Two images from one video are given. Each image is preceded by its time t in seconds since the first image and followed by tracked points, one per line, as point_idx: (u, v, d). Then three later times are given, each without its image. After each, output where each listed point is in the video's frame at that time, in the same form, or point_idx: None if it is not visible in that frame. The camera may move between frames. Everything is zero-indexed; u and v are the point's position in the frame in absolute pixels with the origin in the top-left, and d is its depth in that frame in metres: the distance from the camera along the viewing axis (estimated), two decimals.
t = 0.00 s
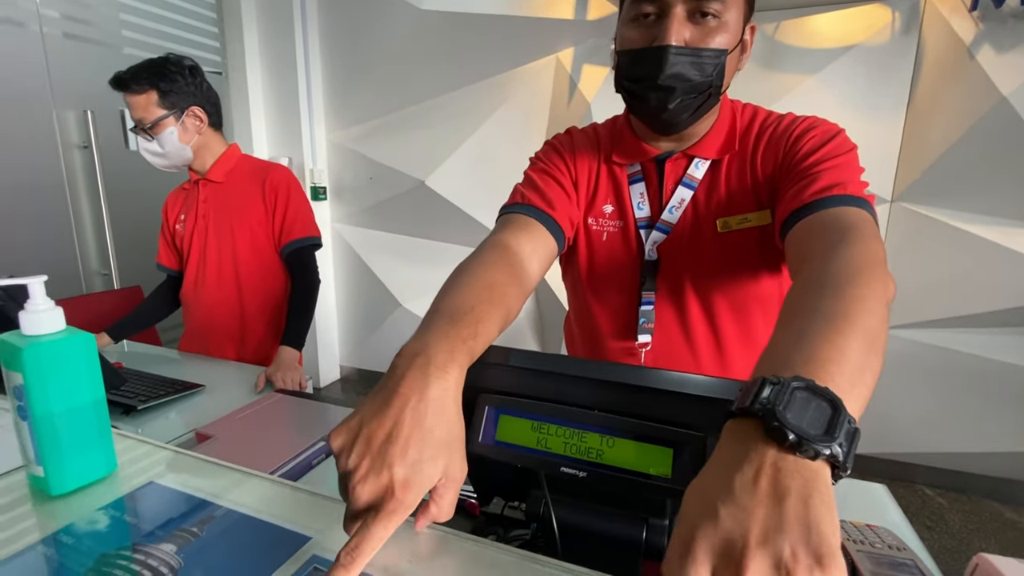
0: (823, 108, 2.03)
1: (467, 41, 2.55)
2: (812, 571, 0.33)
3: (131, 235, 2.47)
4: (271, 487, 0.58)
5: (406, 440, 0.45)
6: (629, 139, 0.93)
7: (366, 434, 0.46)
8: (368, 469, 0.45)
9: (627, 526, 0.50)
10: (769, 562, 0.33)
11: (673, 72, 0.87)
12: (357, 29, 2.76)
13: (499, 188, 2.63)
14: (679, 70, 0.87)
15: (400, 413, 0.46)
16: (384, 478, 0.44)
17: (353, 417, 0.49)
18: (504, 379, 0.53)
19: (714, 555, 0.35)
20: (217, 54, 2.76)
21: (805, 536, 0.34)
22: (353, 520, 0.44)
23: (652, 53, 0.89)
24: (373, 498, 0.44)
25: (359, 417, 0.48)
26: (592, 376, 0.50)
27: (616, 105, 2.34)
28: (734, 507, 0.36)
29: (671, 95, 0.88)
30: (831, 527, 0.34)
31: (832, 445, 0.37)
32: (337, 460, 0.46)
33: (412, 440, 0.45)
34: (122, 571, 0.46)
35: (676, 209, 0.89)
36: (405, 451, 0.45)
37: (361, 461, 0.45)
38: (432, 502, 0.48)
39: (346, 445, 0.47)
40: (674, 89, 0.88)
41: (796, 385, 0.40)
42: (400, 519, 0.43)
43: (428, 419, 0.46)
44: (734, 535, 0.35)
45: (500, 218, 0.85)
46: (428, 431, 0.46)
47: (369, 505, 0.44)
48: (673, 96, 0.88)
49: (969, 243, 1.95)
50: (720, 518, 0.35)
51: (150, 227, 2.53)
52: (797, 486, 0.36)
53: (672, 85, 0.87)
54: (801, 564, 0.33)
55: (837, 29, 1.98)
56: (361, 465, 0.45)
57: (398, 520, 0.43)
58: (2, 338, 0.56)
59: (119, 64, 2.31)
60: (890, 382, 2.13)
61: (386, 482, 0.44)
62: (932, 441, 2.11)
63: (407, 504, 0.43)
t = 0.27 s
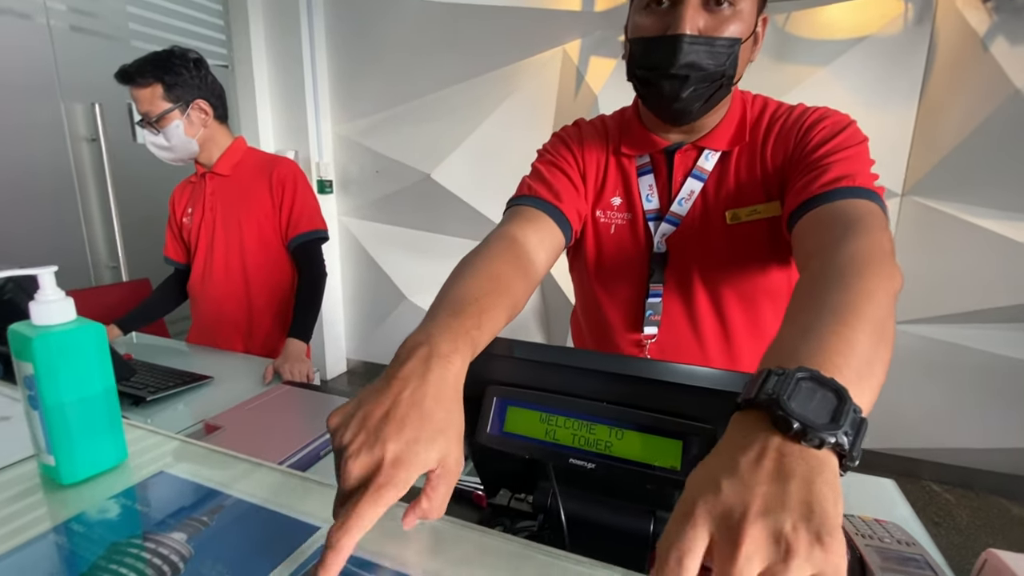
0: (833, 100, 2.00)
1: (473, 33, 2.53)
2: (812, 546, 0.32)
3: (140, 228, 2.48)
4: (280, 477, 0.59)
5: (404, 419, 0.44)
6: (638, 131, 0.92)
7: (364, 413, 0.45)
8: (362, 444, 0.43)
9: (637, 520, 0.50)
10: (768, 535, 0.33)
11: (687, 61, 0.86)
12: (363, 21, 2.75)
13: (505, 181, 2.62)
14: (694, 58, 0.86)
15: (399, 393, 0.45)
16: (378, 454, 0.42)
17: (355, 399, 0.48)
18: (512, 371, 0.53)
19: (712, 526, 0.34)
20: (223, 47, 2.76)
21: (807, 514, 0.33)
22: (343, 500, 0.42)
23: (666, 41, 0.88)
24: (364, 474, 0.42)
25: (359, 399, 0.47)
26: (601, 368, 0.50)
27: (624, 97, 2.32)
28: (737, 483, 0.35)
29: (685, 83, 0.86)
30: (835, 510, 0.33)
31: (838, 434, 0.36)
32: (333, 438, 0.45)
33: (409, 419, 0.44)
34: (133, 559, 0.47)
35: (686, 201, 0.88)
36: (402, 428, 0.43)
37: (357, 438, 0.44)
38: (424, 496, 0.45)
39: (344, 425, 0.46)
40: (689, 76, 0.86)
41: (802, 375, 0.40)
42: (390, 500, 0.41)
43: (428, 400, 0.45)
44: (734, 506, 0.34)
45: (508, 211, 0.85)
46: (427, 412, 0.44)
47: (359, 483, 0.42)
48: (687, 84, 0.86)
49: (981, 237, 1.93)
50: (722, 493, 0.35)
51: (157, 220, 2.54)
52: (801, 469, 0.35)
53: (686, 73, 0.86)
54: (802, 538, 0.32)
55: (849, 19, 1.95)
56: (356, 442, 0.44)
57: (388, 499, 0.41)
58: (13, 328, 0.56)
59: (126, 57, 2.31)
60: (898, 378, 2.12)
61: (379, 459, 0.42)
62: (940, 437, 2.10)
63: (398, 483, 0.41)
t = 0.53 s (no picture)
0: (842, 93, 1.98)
1: (478, 26, 2.52)
2: (831, 551, 0.31)
3: (146, 222, 2.49)
4: (287, 468, 0.59)
5: (411, 404, 0.44)
6: (645, 124, 0.91)
7: (369, 399, 0.45)
8: (367, 428, 0.43)
9: (642, 513, 0.50)
10: (787, 540, 0.32)
11: (693, 58, 0.85)
12: (368, 14, 2.74)
13: (510, 175, 2.61)
14: (700, 55, 0.85)
15: (405, 379, 0.45)
16: (383, 438, 0.42)
17: (358, 388, 0.47)
18: (517, 363, 0.53)
19: (728, 536, 0.34)
20: (229, 40, 2.76)
21: (824, 514, 0.33)
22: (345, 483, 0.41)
23: (672, 38, 0.87)
24: (369, 457, 0.41)
25: (364, 387, 0.47)
26: (607, 360, 0.49)
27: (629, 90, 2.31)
28: (752, 488, 0.35)
29: (691, 81, 0.86)
30: (852, 506, 0.32)
31: (851, 428, 0.36)
32: (337, 424, 0.45)
33: (415, 405, 0.44)
34: (141, 549, 0.47)
35: (693, 193, 0.87)
36: (408, 413, 0.43)
37: (362, 422, 0.44)
38: (422, 487, 0.44)
39: (348, 411, 0.45)
40: (694, 74, 0.85)
41: (812, 370, 0.40)
42: (394, 485, 0.40)
43: (433, 388, 0.45)
44: (750, 512, 0.34)
45: (513, 204, 0.85)
46: (432, 399, 0.44)
47: (363, 467, 0.41)
48: (692, 82, 0.86)
49: (991, 232, 1.91)
50: (736, 498, 0.35)
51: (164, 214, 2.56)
52: (816, 467, 0.35)
53: (692, 70, 0.85)
54: (820, 543, 0.31)
55: (859, 11, 1.92)
56: (360, 426, 0.43)
57: (392, 484, 0.40)
58: (22, 319, 0.56)
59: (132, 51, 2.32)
60: (905, 373, 2.11)
61: (384, 442, 0.42)
62: (946, 433, 2.09)
63: (403, 466, 0.41)
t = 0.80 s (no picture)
0: (847, 89, 1.97)
1: (482, 22, 2.52)
2: (835, 562, 0.31)
3: (150, 219, 2.50)
4: (289, 465, 0.60)
5: (410, 396, 0.44)
6: (646, 121, 0.91)
7: (369, 390, 0.46)
8: (366, 417, 0.43)
9: (642, 511, 0.50)
10: (792, 554, 0.32)
11: (693, 56, 0.85)
12: (371, 11, 2.74)
13: (513, 172, 2.61)
14: (701, 53, 0.85)
15: (404, 370, 0.46)
16: (380, 425, 0.42)
17: (360, 381, 0.48)
18: (518, 362, 0.53)
19: (733, 548, 0.34)
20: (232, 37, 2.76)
21: (827, 526, 0.33)
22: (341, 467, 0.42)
23: (673, 36, 0.87)
24: (365, 443, 0.42)
25: (366, 379, 0.48)
26: (608, 359, 0.49)
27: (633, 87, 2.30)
28: (755, 501, 0.35)
29: (692, 79, 0.86)
30: (854, 514, 0.33)
31: (852, 429, 0.36)
32: (336, 414, 0.45)
33: (413, 395, 0.44)
34: (146, 544, 0.47)
35: (695, 191, 0.87)
36: (405, 403, 0.43)
37: (360, 411, 0.44)
38: (417, 479, 0.44)
39: (349, 402, 0.46)
40: (695, 72, 0.85)
41: (811, 371, 0.40)
42: (388, 472, 0.41)
43: (433, 381, 0.45)
44: (753, 525, 0.34)
45: (515, 201, 0.85)
46: (432, 392, 0.45)
47: (359, 453, 0.42)
48: (693, 79, 0.86)
49: (996, 230, 1.90)
50: (740, 511, 0.35)
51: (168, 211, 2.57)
52: (818, 475, 0.35)
53: (692, 69, 0.85)
54: (824, 555, 0.32)
55: (864, 6, 1.91)
56: (358, 414, 0.44)
57: (387, 471, 0.40)
58: (26, 316, 0.56)
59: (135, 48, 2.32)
60: (909, 371, 2.10)
61: (381, 428, 0.42)
62: (950, 431, 2.09)
63: (399, 452, 0.41)
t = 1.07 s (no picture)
0: (855, 84, 1.96)
1: (486, 18, 2.51)
2: (843, 554, 0.32)
3: (157, 215, 2.52)
4: (296, 459, 0.60)
5: (427, 408, 0.44)
6: (655, 117, 0.90)
7: (384, 404, 0.45)
8: (387, 436, 0.43)
9: (648, 507, 0.50)
10: (799, 544, 0.32)
11: (707, 51, 0.84)
12: (375, 7, 2.73)
13: (517, 167, 2.60)
14: (714, 48, 0.84)
15: (418, 381, 0.46)
16: (404, 443, 0.43)
17: (372, 391, 0.48)
18: (526, 358, 0.53)
19: (741, 538, 0.34)
20: (236, 34, 2.77)
21: (834, 517, 0.33)
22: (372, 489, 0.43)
23: (687, 31, 0.86)
24: (392, 463, 0.42)
25: (379, 391, 0.47)
26: (614, 355, 0.49)
27: (638, 83, 2.29)
28: (764, 493, 0.35)
29: (704, 73, 0.84)
30: (863, 505, 0.33)
31: (862, 424, 0.36)
32: (356, 432, 0.45)
33: (431, 407, 0.44)
34: (155, 536, 0.48)
35: (702, 187, 0.86)
36: (425, 417, 0.44)
37: (381, 428, 0.44)
38: (443, 480, 0.45)
39: (365, 416, 0.46)
40: (709, 66, 0.84)
41: (820, 366, 0.39)
42: (420, 488, 0.42)
43: (448, 386, 0.46)
44: (762, 515, 0.34)
45: (521, 196, 0.85)
46: (447, 399, 0.45)
47: (388, 473, 0.42)
48: (705, 74, 0.85)
49: (1006, 226, 1.88)
50: (748, 503, 0.35)
51: (174, 207, 2.58)
52: (827, 467, 0.35)
53: (705, 62, 0.84)
54: (832, 547, 0.32)
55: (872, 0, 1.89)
56: (379, 432, 0.44)
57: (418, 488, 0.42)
58: (37, 311, 0.57)
59: (141, 45, 2.33)
60: (916, 368, 2.09)
61: (404, 447, 0.42)
62: (957, 429, 2.07)
63: (427, 469, 0.42)
